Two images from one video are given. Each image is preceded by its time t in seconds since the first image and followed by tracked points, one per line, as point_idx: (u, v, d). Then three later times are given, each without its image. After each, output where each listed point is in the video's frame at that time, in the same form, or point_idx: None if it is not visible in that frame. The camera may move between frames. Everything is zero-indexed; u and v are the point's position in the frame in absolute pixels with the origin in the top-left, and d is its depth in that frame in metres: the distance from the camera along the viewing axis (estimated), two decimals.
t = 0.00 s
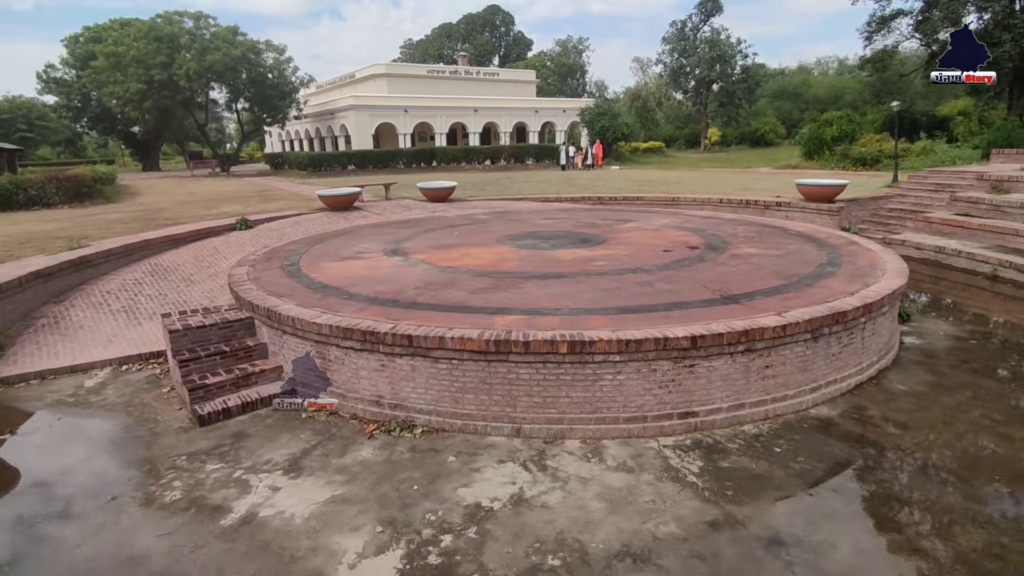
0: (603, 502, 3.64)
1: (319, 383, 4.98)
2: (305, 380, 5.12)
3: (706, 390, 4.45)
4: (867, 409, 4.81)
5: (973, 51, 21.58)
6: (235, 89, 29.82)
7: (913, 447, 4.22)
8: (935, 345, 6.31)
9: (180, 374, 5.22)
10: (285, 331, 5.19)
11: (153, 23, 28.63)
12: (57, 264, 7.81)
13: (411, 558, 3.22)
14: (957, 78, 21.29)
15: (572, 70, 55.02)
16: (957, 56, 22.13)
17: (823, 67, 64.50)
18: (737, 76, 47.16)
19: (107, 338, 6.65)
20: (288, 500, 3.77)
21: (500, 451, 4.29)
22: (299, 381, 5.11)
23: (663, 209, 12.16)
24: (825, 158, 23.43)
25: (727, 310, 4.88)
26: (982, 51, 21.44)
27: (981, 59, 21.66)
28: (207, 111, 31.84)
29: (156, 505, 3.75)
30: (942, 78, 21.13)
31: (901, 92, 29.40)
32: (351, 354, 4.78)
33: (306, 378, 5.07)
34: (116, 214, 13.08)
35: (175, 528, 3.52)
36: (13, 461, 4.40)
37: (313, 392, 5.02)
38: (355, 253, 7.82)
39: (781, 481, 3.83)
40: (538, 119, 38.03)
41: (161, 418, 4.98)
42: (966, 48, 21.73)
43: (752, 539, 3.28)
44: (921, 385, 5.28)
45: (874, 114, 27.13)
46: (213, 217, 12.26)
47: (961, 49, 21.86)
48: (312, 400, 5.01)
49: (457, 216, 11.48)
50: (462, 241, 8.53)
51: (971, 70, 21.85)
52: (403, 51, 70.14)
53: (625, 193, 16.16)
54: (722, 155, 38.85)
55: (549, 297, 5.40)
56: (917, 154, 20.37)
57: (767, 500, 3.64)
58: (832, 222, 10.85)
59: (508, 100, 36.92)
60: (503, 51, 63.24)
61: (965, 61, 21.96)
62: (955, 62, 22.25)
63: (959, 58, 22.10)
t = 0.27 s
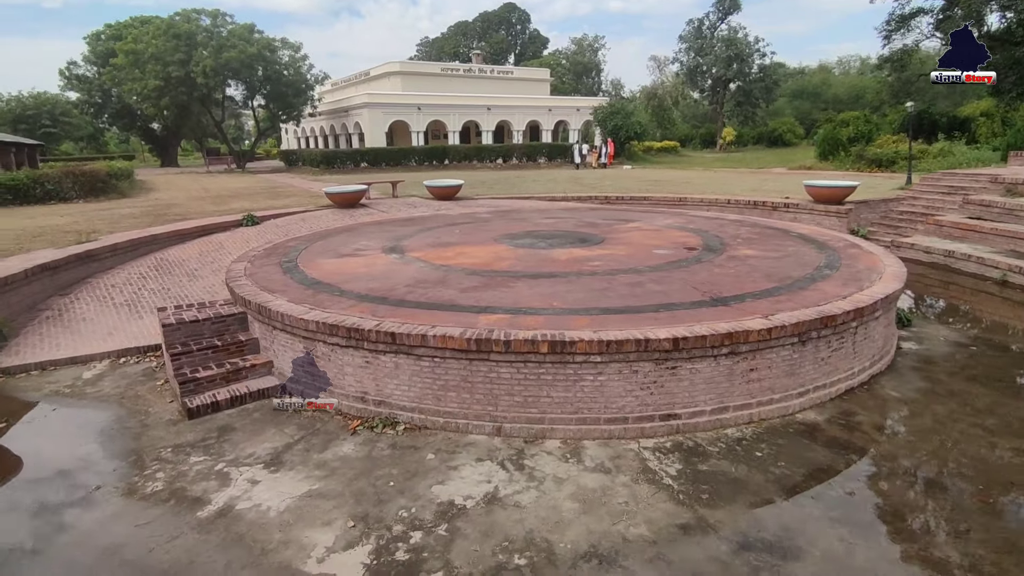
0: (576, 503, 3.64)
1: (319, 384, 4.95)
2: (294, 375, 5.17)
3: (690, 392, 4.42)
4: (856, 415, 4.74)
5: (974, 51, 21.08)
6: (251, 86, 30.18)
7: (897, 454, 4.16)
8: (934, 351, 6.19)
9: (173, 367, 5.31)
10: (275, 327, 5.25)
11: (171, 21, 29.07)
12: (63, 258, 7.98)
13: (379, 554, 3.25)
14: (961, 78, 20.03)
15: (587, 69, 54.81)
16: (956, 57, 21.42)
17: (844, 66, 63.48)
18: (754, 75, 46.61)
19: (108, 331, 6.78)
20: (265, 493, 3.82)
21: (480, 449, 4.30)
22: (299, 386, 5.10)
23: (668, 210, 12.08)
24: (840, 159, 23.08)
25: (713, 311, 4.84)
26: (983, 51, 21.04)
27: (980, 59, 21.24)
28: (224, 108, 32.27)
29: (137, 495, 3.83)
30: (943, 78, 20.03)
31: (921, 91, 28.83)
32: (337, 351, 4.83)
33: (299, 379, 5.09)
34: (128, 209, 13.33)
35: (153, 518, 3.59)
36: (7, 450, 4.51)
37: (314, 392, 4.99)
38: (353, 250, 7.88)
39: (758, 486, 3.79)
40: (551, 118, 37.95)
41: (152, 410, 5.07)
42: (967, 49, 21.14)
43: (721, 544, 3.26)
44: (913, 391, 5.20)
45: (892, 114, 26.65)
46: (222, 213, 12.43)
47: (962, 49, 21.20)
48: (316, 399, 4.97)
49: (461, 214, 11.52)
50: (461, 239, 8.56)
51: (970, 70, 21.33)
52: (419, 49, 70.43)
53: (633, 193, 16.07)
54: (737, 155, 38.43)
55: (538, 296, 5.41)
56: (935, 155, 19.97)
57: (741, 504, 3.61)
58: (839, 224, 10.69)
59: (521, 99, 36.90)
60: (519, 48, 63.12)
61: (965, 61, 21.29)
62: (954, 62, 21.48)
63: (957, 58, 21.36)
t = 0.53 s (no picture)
0: (549, 500, 3.66)
1: (307, 378, 5.03)
2: (285, 370, 5.26)
3: (671, 392, 4.41)
4: (842, 418, 4.69)
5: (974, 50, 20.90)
6: (268, 85, 30.57)
7: (879, 458, 4.12)
8: (932, 356, 6.09)
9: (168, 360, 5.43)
10: (267, 321, 5.34)
11: (190, 21, 29.56)
12: (72, 252, 8.18)
13: (350, 545, 3.30)
14: (959, 77, 19.59)
15: (602, 68, 54.64)
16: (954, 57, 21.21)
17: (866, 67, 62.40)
18: (772, 75, 46.06)
19: (111, 323, 6.95)
20: (246, 483, 3.90)
21: (460, 446, 4.34)
22: (296, 388, 5.15)
23: (673, 211, 12.01)
24: (855, 161, 22.74)
25: (698, 313, 4.82)
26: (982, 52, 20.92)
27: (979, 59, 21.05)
28: (240, 107, 32.76)
29: (123, 482, 3.93)
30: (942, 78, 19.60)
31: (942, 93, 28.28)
32: (325, 346, 4.90)
33: (295, 381, 5.15)
34: (141, 205, 13.61)
35: (135, 505, 3.69)
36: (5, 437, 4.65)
37: (314, 392, 4.99)
38: (353, 247, 7.96)
39: (734, 487, 3.78)
40: (565, 117, 37.88)
41: (146, 401, 5.19)
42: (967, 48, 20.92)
43: (689, 544, 3.26)
44: (904, 396, 5.13)
45: (911, 116, 26.18)
46: (231, 210, 12.64)
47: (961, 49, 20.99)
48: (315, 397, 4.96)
49: (465, 213, 11.57)
50: (461, 238, 8.61)
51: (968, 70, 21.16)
52: (436, 48, 70.74)
53: (641, 193, 16.00)
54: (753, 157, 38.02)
55: (526, 295, 5.43)
56: (953, 157, 19.59)
57: (714, 505, 3.60)
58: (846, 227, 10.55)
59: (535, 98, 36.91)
60: (535, 48, 63.11)
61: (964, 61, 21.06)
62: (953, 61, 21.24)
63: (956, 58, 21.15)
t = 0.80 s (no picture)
0: (525, 504, 3.67)
1: (299, 378, 5.10)
2: (278, 369, 5.35)
3: (656, 398, 4.40)
4: (832, 428, 4.63)
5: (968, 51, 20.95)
6: (285, 87, 31.04)
7: (865, 469, 4.06)
8: (932, 366, 5.98)
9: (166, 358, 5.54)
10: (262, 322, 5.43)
11: (210, 24, 30.13)
12: (83, 250, 8.39)
13: (325, 544, 3.35)
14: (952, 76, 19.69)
15: (618, 71, 54.51)
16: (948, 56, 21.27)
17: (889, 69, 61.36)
18: (791, 78, 45.53)
19: (116, 321, 7.10)
20: (230, 481, 3.98)
21: (443, 448, 4.37)
22: (290, 388, 5.19)
23: (679, 214, 11.94)
24: (872, 165, 22.39)
25: (686, 319, 4.80)
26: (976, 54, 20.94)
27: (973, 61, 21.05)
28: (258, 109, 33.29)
29: (112, 477, 4.03)
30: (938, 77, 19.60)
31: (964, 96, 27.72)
32: (316, 347, 4.97)
33: (289, 381, 5.21)
34: (156, 205, 13.90)
35: (122, 500, 3.78)
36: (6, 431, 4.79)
37: (314, 392, 5.01)
38: (354, 249, 8.06)
39: (713, 495, 3.75)
40: (580, 120, 37.83)
41: (143, 398, 5.31)
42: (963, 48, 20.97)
43: (660, 552, 3.25)
44: (898, 406, 5.05)
45: (931, 119, 25.71)
46: (242, 210, 12.85)
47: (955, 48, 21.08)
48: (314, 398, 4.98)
49: (471, 216, 11.63)
50: (463, 240, 8.66)
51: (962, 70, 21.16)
52: (453, 50, 71.11)
53: (650, 196, 15.91)
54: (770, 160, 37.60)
55: (517, 298, 5.46)
56: (973, 162, 19.19)
57: (691, 512, 3.58)
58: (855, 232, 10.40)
59: (549, 100, 36.94)
60: (552, 50, 63.13)
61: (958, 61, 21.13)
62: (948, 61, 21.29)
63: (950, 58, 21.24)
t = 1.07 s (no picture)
0: (504, 507, 3.66)
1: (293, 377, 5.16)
2: (274, 368, 5.42)
3: (644, 403, 4.35)
4: (826, 437, 4.53)
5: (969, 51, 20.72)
6: (306, 90, 31.51)
7: (855, 480, 3.97)
8: (939, 376, 5.81)
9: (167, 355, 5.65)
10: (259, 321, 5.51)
11: (234, 28, 30.74)
12: (97, 249, 8.61)
13: (301, 541, 3.38)
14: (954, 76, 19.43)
15: (638, 74, 54.24)
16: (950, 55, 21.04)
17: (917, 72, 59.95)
18: (814, 81, 44.78)
19: (125, 318, 7.27)
20: (217, 476, 4.04)
21: (429, 449, 4.38)
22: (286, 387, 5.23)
23: (689, 218, 11.82)
24: (894, 170, 21.90)
25: (678, 323, 4.75)
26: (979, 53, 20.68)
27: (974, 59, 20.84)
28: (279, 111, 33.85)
29: (104, 471, 4.12)
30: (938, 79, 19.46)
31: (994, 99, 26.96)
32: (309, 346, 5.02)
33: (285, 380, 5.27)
34: (173, 205, 14.22)
35: (110, 493, 3.86)
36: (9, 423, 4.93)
37: (313, 392, 5.01)
38: (358, 250, 8.13)
39: (695, 503, 3.70)
40: (597, 123, 37.68)
41: (143, 393, 5.43)
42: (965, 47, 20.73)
43: (634, 559, 3.21)
44: (898, 416, 4.93)
45: (958, 123, 25.06)
46: (255, 211, 13.07)
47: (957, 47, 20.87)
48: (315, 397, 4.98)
49: (479, 218, 11.65)
50: (466, 243, 8.69)
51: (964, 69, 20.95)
52: (473, 54, 71.46)
53: (663, 200, 15.77)
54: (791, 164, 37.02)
55: (510, 301, 5.45)
56: (1000, 167, 18.66)
57: (671, 519, 3.54)
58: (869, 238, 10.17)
59: (567, 103, 36.90)
60: (571, 53, 63.02)
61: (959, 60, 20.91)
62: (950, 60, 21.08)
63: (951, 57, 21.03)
